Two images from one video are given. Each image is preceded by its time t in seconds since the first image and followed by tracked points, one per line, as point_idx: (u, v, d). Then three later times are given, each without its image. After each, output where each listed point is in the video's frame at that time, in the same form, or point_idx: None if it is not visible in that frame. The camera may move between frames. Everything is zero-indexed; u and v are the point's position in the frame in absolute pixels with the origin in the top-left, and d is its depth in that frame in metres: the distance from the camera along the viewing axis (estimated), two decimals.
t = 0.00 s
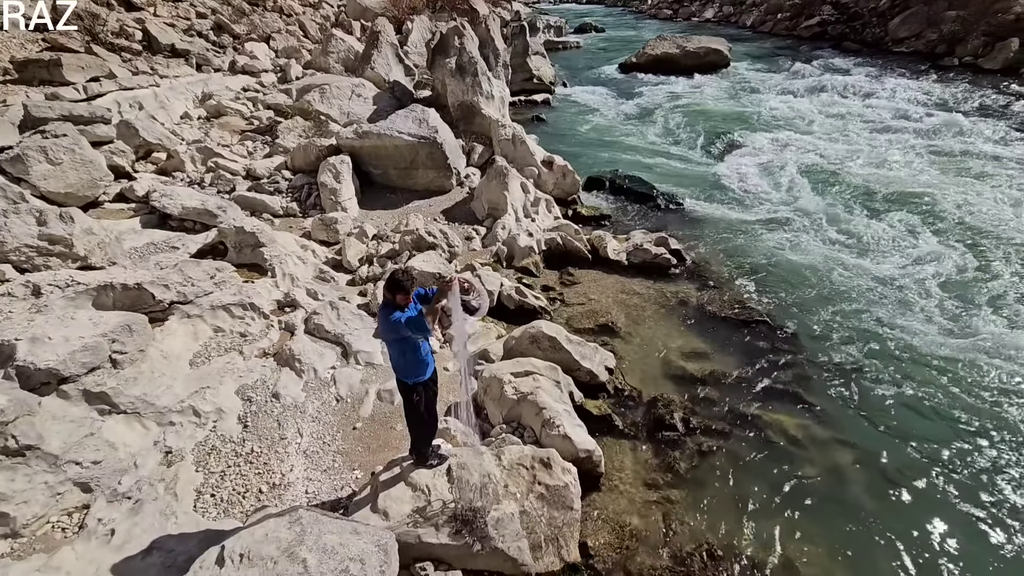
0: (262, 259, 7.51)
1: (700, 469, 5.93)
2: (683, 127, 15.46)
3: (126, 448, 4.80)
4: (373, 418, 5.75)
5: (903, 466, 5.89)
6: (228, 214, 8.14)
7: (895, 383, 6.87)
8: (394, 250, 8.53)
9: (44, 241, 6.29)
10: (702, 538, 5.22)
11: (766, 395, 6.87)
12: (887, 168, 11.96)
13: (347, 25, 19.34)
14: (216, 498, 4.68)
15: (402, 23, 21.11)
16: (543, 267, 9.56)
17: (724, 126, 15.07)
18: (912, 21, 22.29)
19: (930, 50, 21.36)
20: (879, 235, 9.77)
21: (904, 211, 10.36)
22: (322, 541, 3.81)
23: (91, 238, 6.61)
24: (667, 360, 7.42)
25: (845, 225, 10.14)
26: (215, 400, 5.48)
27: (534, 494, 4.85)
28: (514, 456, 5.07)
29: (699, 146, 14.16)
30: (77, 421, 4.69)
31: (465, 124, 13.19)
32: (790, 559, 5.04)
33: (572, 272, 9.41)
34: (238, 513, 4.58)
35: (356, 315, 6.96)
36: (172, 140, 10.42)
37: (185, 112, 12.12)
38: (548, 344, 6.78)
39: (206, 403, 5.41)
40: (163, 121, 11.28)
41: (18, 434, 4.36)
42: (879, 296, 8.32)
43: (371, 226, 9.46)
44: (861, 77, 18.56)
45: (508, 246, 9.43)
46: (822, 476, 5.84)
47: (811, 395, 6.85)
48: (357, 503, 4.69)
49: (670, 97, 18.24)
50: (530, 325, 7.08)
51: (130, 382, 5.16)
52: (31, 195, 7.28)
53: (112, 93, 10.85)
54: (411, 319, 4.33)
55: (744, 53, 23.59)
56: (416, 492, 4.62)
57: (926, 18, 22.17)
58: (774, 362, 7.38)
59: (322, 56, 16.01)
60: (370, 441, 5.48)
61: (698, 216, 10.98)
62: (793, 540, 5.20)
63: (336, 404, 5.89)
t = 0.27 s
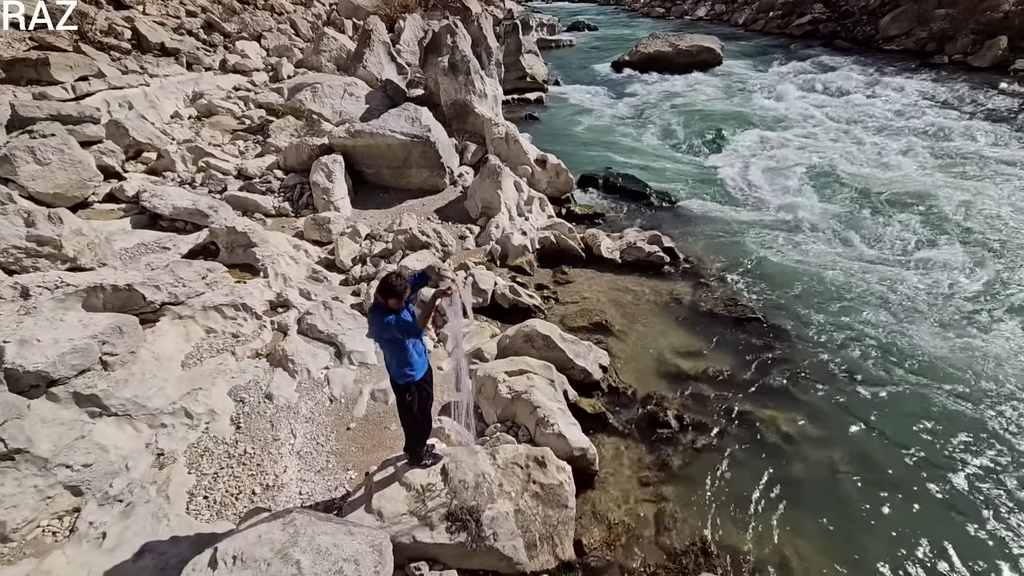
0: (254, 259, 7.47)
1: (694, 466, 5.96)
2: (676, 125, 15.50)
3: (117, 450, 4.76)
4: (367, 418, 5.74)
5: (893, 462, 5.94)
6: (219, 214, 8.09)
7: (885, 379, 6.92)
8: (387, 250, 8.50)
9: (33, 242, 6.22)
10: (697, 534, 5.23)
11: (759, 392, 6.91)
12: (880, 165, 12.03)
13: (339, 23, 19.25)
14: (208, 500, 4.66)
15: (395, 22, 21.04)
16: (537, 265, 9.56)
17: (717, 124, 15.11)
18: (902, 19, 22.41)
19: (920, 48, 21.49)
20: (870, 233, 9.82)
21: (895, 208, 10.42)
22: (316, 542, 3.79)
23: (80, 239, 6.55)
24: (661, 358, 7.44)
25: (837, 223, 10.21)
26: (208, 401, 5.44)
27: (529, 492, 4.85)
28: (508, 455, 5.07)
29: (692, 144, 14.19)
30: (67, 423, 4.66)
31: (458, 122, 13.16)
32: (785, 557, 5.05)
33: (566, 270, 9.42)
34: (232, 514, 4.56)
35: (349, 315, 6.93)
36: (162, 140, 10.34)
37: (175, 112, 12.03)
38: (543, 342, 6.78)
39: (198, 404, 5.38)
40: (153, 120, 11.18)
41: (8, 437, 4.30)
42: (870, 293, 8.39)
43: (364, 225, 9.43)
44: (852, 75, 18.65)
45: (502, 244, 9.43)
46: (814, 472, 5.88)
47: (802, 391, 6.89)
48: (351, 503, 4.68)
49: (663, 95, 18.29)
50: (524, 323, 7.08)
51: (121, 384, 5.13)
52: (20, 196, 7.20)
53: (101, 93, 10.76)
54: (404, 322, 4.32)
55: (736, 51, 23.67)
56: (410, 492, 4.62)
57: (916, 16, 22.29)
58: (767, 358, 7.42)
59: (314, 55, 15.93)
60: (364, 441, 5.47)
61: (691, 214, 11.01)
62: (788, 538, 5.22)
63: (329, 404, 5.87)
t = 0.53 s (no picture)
0: (249, 258, 7.45)
1: (690, 463, 5.97)
2: (672, 123, 15.52)
3: (113, 450, 4.75)
4: (363, 417, 5.73)
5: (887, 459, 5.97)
6: (215, 213, 8.06)
7: (880, 377, 6.96)
8: (384, 248, 8.49)
9: (27, 242, 6.18)
10: (693, 532, 5.24)
11: (755, 390, 6.93)
12: (875, 164, 12.07)
13: (335, 21, 19.19)
14: (204, 500, 4.65)
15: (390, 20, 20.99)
16: (533, 264, 9.56)
17: (713, 122, 15.14)
18: (897, 18, 22.46)
19: (915, 47, 21.56)
20: (866, 231, 9.85)
21: (890, 207, 10.45)
22: (313, 541, 3.79)
23: (74, 238, 6.53)
24: (657, 356, 7.45)
25: (832, 221, 10.24)
26: (203, 400, 5.43)
27: (525, 490, 4.86)
28: (505, 454, 5.07)
29: (688, 143, 14.21)
30: (62, 424, 4.64)
31: (455, 121, 13.15)
32: (782, 555, 5.05)
33: (562, 269, 9.43)
34: (228, 514, 4.55)
35: (345, 314, 6.92)
36: (157, 138, 10.29)
37: (170, 110, 11.98)
38: (539, 340, 6.79)
39: (193, 403, 5.36)
40: (148, 119, 11.13)
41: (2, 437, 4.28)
42: (865, 291, 8.43)
43: (360, 224, 9.42)
44: (847, 73, 18.70)
45: (498, 243, 9.43)
46: (809, 469, 5.91)
47: (798, 388, 6.92)
48: (347, 502, 4.68)
49: (659, 94, 18.31)
50: (520, 322, 7.08)
51: (116, 383, 5.11)
52: (13, 195, 7.16)
53: (95, 92, 10.70)
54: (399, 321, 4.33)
55: (732, 50, 23.71)
56: (407, 491, 4.63)
57: (911, 15, 22.36)
58: (762, 356, 7.44)
59: (310, 53, 15.89)
60: (361, 440, 5.46)
61: (688, 213, 11.02)
62: (785, 537, 5.22)
63: (325, 404, 5.86)
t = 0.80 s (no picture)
0: (249, 255, 7.45)
1: (689, 461, 5.98)
2: (672, 121, 15.52)
3: (112, 447, 4.75)
4: (363, 414, 5.74)
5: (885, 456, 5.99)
6: (214, 210, 8.06)
7: (878, 374, 6.97)
8: (383, 245, 8.48)
9: (25, 239, 6.17)
10: (692, 528, 5.26)
11: (755, 387, 6.94)
12: (874, 161, 12.07)
13: (334, 18, 19.15)
14: (204, 496, 4.65)
15: (390, 17, 20.95)
16: (533, 261, 9.57)
17: (713, 120, 15.14)
18: (897, 15, 22.42)
19: (914, 44, 21.52)
20: (866, 229, 9.85)
21: (889, 205, 10.45)
22: (312, 538, 3.79)
23: (73, 235, 6.53)
24: (656, 353, 7.46)
25: (831, 218, 10.25)
26: (202, 397, 5.43)
27: (524, 487, 4.87)
28: (504, 451, 5.08)
29: (688, 140, 14.20)
30: (61, 421, 4.65)
31: (454, 118, 13.14)
32: (781, 554, 5.06)
33: (562, 266, 9.43)
34: (227, 511, 4.56)
35: (344, 311, 6.92)
36: (156, 135, 10.27)
37: (169, 107, 11.95)
38: (538, 338, 6.80)
39: (193, 400, 5.36)
40: (146, 115, 11.11)
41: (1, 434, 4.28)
42: (863, 288, 8.44)
43: (359, 221, 9.41)
44: (847, 71, 18.69)
45: (498, 240, 9.43)
46: (806, 465, 5.93)
47: (796, 386, 6.93)
48: (347, 499, 4.68)
49: (659, 91, 18.30)
50: (520, 319, 7.09)
51: (115, 380, 5.11)
52: (12, 192, 7.15)
53: (93, 88, 10.68)
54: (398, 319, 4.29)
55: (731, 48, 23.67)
56: (406, 487, 4.64)
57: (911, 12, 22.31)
58: (761, 353, 7.46)
59: (309, 50, 15.86)
60: (360, 437, 5.47)
61: (687, 210, 11.02)
62: (784, 535, 5.22)
63: (325, 401, 5.86)
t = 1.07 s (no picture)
0: (250, 252, 7.46)
1: (689, 459, 5.98)
2: (674, 119, 15.50)
3: (113, 444, 4.76)
4: (363, 411, 5.75)
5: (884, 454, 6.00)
6: (215, 208, 8.06)
7: (879, 373, 6.97)
8: (384, 243, 8.48)
9: (27, 235, 6.17)
10: (692, 526, 5.26)
11: (756, 385, 6.94)
12: (876, 160, 12.05)
13: (335, 15, 19.12)
14: (205, 493, 4.66)
15: (391, 14, 20.91)
16: (533, 259, 9.57)
17: (715, 118, 15.12)
18: (900, 14, 22.32)
19: (917, 43, 21.43)
20: (868, 228, 9.83)
21: (891, 203, 10.43)
22: (313, 534, 3.80)
23: (74, 232, 6.53)
24: (656, 352, 7.46)
25: (833, 217, 10.24)
26: (204, 394, 5.44)
27: (525, 484, 4.87)
28: (504, 448, 5.09)
29: (690, 139, 14.17)
30: (62, 417, 4.66)
31: (455, 116, 13.14)
32: (781, 552, 5.06)
33: (563, 264, 9.43)
34: (228, 507, 4.57)
35: (345, 309, 6.93)
36: (157, 132, 10.28)
37: (170, 104, 11.95)
38: (539, 336, 6.80)
39: (194, 397, 5.37)
40: (147, 112, 11.11)
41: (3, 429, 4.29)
42: (865, 287, 8.43)
43: (360, 219, 9.41)
44: (849, 70, 18.63)
45: (499, 238, 9.42)
46: (807, 463, 5.94)
47: (797, 384, 6.93)
48: (347, 495, 4.69)
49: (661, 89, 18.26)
50: (520, 317, 7.09)
51: (116, 377, 5.12)
52: (13, 188, 7.15)
53: (95, 85, 10.68)
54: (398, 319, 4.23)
55: (733, 46, 23.60)
56: (407, 484, 4.65)
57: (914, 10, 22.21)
58: (762, 352, 7.45)
59: (310, 47, 15.84)
60: (361, 434, 5.48)
61: (688, 209, 11.01)
62: (784, 533, 5.22)
63: (326, 398, 5.87)
